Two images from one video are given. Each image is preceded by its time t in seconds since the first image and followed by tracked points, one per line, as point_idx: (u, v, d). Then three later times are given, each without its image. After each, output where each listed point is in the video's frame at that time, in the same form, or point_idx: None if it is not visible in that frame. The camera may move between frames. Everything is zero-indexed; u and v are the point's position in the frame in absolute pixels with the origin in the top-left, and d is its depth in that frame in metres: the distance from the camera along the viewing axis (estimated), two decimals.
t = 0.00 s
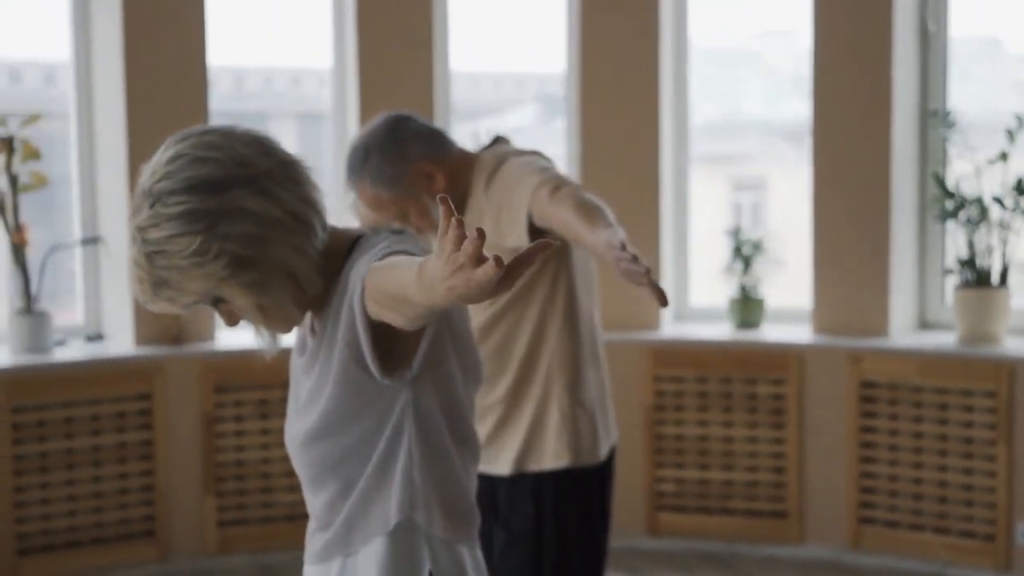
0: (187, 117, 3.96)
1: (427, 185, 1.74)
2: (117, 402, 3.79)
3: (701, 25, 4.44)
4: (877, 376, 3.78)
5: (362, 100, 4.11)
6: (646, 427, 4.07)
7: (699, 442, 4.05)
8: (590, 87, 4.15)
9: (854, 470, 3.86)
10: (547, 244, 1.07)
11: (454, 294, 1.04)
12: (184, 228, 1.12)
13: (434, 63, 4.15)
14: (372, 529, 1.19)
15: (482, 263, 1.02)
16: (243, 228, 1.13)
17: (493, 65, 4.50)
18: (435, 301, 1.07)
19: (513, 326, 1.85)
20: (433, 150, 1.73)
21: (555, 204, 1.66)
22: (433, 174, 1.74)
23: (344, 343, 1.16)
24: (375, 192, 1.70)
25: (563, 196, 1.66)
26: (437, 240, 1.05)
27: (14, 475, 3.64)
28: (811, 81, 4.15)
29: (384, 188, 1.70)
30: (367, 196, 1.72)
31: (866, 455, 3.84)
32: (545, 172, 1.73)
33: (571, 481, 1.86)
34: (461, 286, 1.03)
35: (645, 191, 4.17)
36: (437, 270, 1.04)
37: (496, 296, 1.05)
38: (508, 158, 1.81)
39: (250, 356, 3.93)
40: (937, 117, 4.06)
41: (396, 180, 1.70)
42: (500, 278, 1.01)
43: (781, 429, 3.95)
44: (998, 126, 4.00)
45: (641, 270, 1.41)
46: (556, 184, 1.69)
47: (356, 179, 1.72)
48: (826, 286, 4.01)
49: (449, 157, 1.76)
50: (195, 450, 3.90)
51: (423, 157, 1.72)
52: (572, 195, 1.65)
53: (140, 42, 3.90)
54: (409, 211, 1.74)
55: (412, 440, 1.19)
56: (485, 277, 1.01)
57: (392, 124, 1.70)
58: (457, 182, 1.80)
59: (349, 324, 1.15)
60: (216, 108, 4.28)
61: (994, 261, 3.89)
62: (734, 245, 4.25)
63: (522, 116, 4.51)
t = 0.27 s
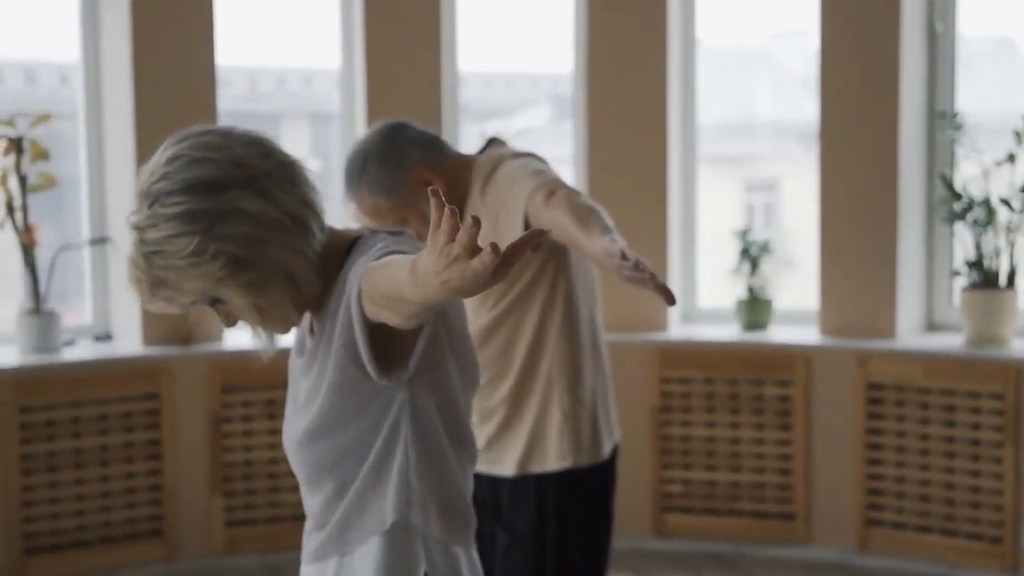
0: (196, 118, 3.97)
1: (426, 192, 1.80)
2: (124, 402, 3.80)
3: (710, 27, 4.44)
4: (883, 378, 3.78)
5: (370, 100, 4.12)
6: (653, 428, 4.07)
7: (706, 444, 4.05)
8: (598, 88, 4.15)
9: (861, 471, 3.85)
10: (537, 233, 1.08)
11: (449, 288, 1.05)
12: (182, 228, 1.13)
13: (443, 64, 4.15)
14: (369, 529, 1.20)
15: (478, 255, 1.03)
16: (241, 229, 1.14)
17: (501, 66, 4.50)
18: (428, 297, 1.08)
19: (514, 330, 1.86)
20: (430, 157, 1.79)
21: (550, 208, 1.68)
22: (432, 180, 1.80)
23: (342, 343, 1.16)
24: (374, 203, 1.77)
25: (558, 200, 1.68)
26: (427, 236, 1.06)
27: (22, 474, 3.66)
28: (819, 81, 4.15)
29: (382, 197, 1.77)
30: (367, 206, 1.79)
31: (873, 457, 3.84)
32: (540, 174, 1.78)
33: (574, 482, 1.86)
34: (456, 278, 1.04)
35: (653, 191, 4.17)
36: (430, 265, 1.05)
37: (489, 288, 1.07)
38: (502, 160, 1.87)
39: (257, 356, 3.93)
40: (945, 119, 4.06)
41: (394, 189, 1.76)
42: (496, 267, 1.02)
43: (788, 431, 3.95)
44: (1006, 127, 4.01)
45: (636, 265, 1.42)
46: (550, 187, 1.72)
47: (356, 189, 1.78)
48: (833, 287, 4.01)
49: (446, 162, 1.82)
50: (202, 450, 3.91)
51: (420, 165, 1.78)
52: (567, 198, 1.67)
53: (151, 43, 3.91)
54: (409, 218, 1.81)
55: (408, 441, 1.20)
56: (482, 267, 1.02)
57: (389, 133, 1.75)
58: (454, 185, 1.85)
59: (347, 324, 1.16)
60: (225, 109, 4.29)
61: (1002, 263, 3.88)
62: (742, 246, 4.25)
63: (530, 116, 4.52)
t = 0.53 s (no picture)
0: (210, 118, 3.98)
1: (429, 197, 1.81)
2: (137, 403, 3.81)
3: (723, 27, 4.43)
4: (896, 380, 3.77)
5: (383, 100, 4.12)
6: (665, 429, 4.07)
7: (718, 445, 4.05)
8: (611, 88, 4.15)
9: (873, 473, 3.84)
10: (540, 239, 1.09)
11: (452, 292, 1.05)
12: (184, 229, 1.14)
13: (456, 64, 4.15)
14: (369, 529, 1.21)
15: (482, 258, 1.04)
16: (242, 230, 1.15)
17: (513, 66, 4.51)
18: (430, 302, 1.08)
19: (519, 334, 1.86)
20: (430, 164, 1.81)
21: (551, 209, 1.75)
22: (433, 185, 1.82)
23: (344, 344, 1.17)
24: (377, 211, 1.79)
25: (558, 202, 1.75)
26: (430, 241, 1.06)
27: (34, 474, 3.67)
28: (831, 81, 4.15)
29: (385, 206, 1.78)
30: (372, 216, 1.80)
31: (885, 458, 3.83)
32: (541, 176, 1.84)
33: (581, 482, 1.86)
34: (458, 282, 1.04)
35: (661, 190, 4.17)
36: (432, 269, 1.05)
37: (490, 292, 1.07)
38: (503, 163, 1.93)
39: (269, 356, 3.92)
40: (958, 119, 4.06)
41: (396, 198, 1.77)
42: (501, 270, 1.03)
43: (800, 432, 3.95)
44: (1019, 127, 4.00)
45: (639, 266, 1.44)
46: (551, 190, 1.79)
47: (359, 199, 1.80)
48: (845, 288, 4.00)
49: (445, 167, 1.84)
50: (214, 451, 3.92)
51: (422, 171, 1.80)
52: (567, 201, 1.73)
53: (165, 43, 3.92)
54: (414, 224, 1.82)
55: (409, 442, 1.21)
56: (486, 270, 1.03)
57: (388, 140, 1.78)
58: (456, 190, 1.90)
59: (349, 325, 1.17)
60: (238, 109, 4.30)
61: (1015, 264, 3.87)
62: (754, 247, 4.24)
63: (542, 116, 4.52)
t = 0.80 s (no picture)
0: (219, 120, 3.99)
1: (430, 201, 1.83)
2: (147, 404, 3.82)
3: (733, 27, 4.43)
4: (906, 381, 3.77)
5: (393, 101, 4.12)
6: (675, 430, 4.07)
7: (728, 446, 4.04)
8: (620, 89, 4.15)
9: (884, 474, 3.84)
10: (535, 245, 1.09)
11: (446, 297, 1.06)
12: (187, 230, 1.15)
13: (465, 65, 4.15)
14: (370, 530, 1.21)
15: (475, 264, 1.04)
16: (244, 232, 1.15)
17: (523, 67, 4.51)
18: (424, 307, 1.09)
19: (522, 338, 1.93)
20: (431, 167, 1.82)
21: (550, 213, 1.78)
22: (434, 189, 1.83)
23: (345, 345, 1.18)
24: (379, 216, 1.79)
25: (559, 206, 1.78)
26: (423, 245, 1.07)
27: (45, 475, 3.68)
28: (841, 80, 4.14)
29: (387, 211, 1.79)
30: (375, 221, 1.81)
31: (896, 459, 3.82)
32: (541, 179, 1.87)
33: (584, 482, 1.93)
34: (451, 287, 1.05)
35: (661, 190, 4.16)
36: (425, 274, 1.06)
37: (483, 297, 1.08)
38: (504, 166, 1.96)
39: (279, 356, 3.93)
40: (969, 120, 4.05)
41: (399, 203, 1.78)
42: (492, 277, 1.03)
43: (810, 433, 3.94)
44: None
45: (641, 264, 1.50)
46: (552, 194, 1.82)
47: (361, 205, 1.81)
48: (855, 289, 3.99)
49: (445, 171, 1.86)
50: (224, 452, 3.93)
51: (423, 174, 1.81)
52: (567, 204, 1.77)
53: (174, 44, 3.93)
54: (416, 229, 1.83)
55: (410, 443, 1.21)
56: (479, 276, 1.03)
57: (390, 146, 1.79)
58: (458, 194, 1.94)
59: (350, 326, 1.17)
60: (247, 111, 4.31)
61: None
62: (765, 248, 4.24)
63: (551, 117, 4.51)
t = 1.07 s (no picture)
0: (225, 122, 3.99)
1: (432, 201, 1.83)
2: (154, 405, 3.83)
3: (738, 29, 4.43)
4: (912, 384, 3.76)
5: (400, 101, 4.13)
6: (681, 432, 4.07)
7: (733, 449, 4.05)
8: (627, 92, 4.15)
9: (889, 477, 3.83)
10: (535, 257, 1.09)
11: (441, 301, 1.07)
12: (191, 227, 1.15)
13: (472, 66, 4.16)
14: (368, 530, 1.22)
15: (472, 269, 1.05)
16: (248, 230, 1.16)
17: (528, 68, 4.51)
18: (419, 308, 1.09)
19: (523, 341, 1.94)
20: (433, 166, 1.82)
21: (550, 215, 1.80)
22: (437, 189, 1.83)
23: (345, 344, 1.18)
24: (383, 216, 1.78)
25: (559, 208, 1.80)
26: (423, 247, 1.08)
27: (52, 475, 3.69)
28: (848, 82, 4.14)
29: (391, 211, 1.78)
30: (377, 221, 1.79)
31: (902, 462, 3.82)
32: (543, 182, 1.88)
33: (584, 484, 1.93)
34: (446, 291, 1.06)
35: (659, 189, 4.17)
36: (421, 276, 1.07)
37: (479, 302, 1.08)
38: (506, 166, 1.96)
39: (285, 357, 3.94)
40: (975, 122, 4.04)
41: (402, 201, 1.77)
42: (489, 286, 1.04)
43: (816, 435, 3.94)
44: None
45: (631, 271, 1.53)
46: (552, 195, 1.83)
47: (364, 205, 1.80)
48: (861, 293, 3.99)
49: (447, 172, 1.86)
50: (230, 453, 3.94)
51: (426, 173, 1.81)
52: (567, 207, 1.79)
53: (183, 47, 3.94)
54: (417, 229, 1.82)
55: (408, 444, 1.22)
56: (474, 283, 1.04)
57: (395, 145, 1.79)
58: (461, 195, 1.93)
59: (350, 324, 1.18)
60: (254, 112, 4.32)
61: None
62: (771, 250, 4.24)
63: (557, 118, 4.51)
